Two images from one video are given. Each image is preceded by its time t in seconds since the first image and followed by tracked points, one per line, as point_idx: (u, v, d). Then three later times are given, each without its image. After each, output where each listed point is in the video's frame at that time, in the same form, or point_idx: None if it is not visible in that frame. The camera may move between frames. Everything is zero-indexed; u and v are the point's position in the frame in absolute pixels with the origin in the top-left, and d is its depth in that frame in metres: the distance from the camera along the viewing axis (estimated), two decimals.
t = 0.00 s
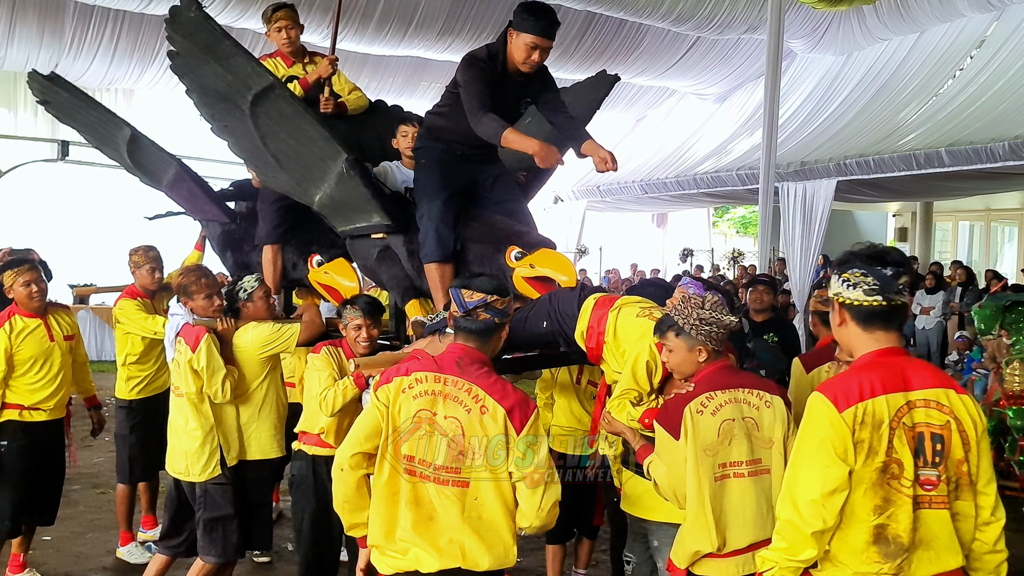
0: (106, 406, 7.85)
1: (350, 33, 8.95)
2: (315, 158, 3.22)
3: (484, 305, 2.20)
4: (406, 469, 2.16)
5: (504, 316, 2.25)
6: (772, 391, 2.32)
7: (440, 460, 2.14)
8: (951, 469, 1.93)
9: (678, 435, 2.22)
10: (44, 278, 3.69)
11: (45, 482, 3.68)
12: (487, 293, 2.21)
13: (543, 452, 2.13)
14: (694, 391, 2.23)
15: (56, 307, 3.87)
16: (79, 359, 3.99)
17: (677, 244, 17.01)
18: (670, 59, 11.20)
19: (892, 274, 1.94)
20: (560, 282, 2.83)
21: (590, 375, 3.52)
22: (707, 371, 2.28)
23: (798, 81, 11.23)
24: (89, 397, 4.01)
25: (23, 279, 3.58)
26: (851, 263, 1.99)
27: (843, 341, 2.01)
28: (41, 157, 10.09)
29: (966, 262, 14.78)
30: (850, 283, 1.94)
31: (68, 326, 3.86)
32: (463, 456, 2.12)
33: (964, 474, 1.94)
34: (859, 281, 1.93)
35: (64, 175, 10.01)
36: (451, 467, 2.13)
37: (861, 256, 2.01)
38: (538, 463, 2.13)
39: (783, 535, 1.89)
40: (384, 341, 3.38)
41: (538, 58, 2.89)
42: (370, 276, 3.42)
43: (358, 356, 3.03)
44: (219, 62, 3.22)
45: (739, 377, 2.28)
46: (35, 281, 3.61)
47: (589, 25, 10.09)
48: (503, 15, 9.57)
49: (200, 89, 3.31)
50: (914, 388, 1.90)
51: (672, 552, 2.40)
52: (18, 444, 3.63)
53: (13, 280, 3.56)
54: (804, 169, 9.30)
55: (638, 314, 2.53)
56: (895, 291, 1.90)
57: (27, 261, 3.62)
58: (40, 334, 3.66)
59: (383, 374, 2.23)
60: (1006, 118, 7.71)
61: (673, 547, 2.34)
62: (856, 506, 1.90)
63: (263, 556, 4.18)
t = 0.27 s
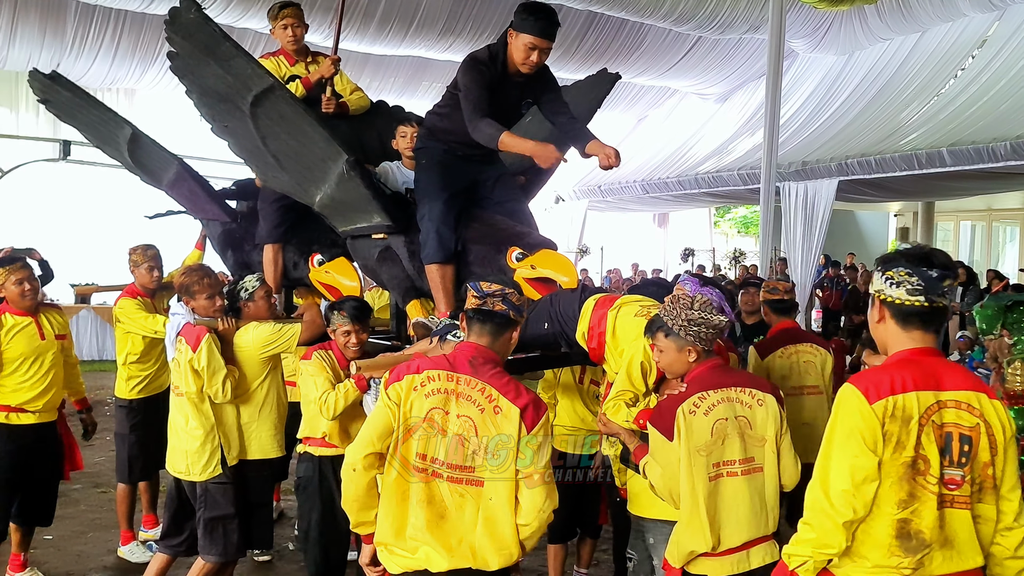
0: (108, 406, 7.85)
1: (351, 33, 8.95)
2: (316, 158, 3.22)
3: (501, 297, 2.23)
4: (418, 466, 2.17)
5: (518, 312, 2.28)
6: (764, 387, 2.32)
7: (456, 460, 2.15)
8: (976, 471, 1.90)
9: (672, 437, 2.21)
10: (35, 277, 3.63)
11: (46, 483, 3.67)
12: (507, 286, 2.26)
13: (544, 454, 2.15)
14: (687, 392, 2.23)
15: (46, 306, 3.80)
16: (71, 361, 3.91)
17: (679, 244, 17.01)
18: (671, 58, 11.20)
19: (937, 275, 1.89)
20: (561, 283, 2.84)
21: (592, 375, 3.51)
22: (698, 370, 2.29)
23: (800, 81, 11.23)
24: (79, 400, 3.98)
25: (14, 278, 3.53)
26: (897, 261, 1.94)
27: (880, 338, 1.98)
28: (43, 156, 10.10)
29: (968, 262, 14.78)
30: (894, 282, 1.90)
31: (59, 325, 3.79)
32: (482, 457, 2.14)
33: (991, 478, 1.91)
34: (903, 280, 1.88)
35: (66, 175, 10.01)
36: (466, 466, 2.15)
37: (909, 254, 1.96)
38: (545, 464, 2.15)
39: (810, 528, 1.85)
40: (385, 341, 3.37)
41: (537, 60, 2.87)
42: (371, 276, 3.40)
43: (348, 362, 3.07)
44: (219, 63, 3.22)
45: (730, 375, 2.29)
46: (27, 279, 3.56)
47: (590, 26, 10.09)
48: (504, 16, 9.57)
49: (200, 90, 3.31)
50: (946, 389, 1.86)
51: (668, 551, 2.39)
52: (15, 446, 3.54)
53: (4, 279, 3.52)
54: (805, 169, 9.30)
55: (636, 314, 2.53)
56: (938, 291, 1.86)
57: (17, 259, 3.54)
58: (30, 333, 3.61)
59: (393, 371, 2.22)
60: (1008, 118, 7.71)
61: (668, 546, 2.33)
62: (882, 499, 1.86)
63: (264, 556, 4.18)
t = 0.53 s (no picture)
0: (109, 405, 7.86)
1: (353, 32, 8.96)
2: (317, 158, 3.22)
3: (506, 296, 2.25)
4: (418, 465, 2.17)
5: (524, 314, 2.28)
6: (764, 388, 2.31)
7: (450, 455, 2.13)
8: (987, 472, 1.90)
9: (675, 440, 2.20)
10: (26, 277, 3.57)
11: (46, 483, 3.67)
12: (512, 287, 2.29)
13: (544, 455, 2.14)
14: (689, 395, 2.22)
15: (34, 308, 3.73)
16: (60, 365, 3.86)
17: (680, 244, 17.00)
18: (673, 58, 11.20)
19: (959, 276, 1.85)
20: (562, 284, 2.85)
21: (595, 375, 3.50)
22: (695, 372, 2.28)
23: (802, 81, 11.22)
24: (68, 408, 3.94)
25: (4, 279, 3.48)
26: (917, 258, 1.89)
27: (893, 336, 1.95)
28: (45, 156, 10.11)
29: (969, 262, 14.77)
30: (914, 281, 1.86)
31: (47, 328, 3.72)
32: (475, 451, 2.12)
33: (998, 478, 1.91)
34: (924, 280, 1.85)
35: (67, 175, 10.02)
36: (464, 464, 2.12)
37: (930, 250, 1.91)
38: (541, 463, 2.13)
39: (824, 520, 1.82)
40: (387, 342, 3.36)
41: (535, 60, 2.87)
42: (372, 276, 3.40)
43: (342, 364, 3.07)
44: (219, 63, 3.23)
45: (730, 376, 2.28)
46: (18, 280, 3.51)
47: (591, 26, 10.09)
48: (504, 17, 9.57)
49: (200, 90, 3.31)
50: (961, 389, 1.86)
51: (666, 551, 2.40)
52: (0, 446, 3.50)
53: None
54: (806, 168, 9.29)
55: (635, 315, 2.55)
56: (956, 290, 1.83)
57: (8, 260, 3.52)
58: (17, 335, 3.54)
59: (400, 370, 2.23)
60: (1009, 117, 7.70)
61: (667, 547, 2.33)
62: (901, 497, 1.84)
63: (265, 556, 4.18)
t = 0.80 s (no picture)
0: (110, 405, 7.86)
1: (354, 32, 8.96)
2: (318, 159, 3.21)
3: (505, 298, 2.26)
4: (422, 464, 2.17)
5: (525, 316, 2.26)
6: (768, 390, 2.30)
7: (453, 452, 2.13)
8: (994, 474, 1.90)
9: (682, 436, 2.20)
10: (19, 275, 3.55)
11: (47, 484, 3.67)
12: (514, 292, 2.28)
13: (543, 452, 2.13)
14: (697, 391, 2.20)
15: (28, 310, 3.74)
16: (54, 368, 3.87)
17: (682, 244, 17.00)
18: (675, 58, 11.20)
19: (969, 278, 1.85)
20: (564, 285, 2.77)
21: (598, 376, 3.47)
22: (698, 372, 2.26)
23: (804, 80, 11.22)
24: (62, 411, 3.97)
25: None
26: (927, 259, 1.89)
27: (903, 336, 1.95)
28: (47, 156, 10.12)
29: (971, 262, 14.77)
30: (923, 282, 1.86)
31: (40, 330, 3.71)
32: (478, 446, 2.11)
33: (1005, 482, 1.92)
34: (933, 281, 1.84)
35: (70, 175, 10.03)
36: (464, 458, 2.12)
37: (939, 252, 1.91)
38: (540, 460, 2.13)
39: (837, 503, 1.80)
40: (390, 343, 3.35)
41: (536, 59, 2.85)
42: (375, 276, 3.40)
43: (343, 363, 3.07)
44: (220, 64, 3.21)
45: (736, 376, 2.27)
46: (10, 281, 3.48)
47: (593, 25, 10.09)
48: (507, 16, 9.56)
49: (202, 90, 3.31)
50: (970, 391, 1.86)
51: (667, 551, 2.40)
52: None
53: None
54: (808, 168, 9.28)
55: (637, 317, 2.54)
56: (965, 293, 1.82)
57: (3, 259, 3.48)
58: (10, 337, 3.53)
59: (407, 374, 2.25)
60: (1011, 117, 7.70)
61: (668, 547, 2.34)
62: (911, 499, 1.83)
63: (268, 555, 4.18)
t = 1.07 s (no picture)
0: (113, 405, 7.87)
1: (357, 32, 8.97)
2: (322, 157, 3.20)
3: (509, 300, 2.24)
4: (430, 463, 2.17)
5: (530, 318, 2.26)
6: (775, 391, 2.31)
7: (467, 449, 2.13)
8: (1004, 477, 1.89)
9: (690, 437, 2.19)
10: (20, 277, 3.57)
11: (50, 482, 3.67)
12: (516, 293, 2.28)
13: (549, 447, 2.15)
14: (703, 392, 2.20)
15: (28, 309, 3.76)
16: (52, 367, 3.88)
17: (684, 244, 17.00)
18: (677, 58, 11.20)
19: (983, 279, 1.86)
20: (566, 282, 2.82)
21: (602, 375, 3.52)
22: (702, 371, 2.26)
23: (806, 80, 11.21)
24: (59, 408, 3.96)
25: None
26: (941, 261, 1.91)
27: (915, 337, 1.96)
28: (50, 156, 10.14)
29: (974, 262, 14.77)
30: (938, 282, 1.86)
31: (41, 330, 3.74)
32: (494, 442, 2.12)
33: (1014, 486, 1.91)
34: (949, 281, 1.85)
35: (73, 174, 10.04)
36: (482, 454, 2.12)
37: (952, 254, 1.94)
38: (548, 457, 2.16)
39: (838, 476, 1.78)
40: (393, 341, 3.34)
41: (538, 39, 2.79)
42: (377, 276, 3.40)
43: (345, 365, 3.07)
44: (224, 61, 3.21)
45: (739, 376, 2.27)
46: (9, 281, 3.50)
47: (595, 25, 10.09)
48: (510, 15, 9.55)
49: (205, 88, 3.31)
50: (982, 394, 1.85)
51: (673, 553, 2.40)
52: None
53: None
54: (811, 168, 9.27)
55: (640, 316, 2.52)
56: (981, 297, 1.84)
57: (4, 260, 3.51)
58: (12, 337, 3.55)
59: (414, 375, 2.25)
60: (1014, 117, 7.69)
61: (676, 549, 2.34)
62: (915, 498, 1.84)
63: (271, 555, 4.18)
